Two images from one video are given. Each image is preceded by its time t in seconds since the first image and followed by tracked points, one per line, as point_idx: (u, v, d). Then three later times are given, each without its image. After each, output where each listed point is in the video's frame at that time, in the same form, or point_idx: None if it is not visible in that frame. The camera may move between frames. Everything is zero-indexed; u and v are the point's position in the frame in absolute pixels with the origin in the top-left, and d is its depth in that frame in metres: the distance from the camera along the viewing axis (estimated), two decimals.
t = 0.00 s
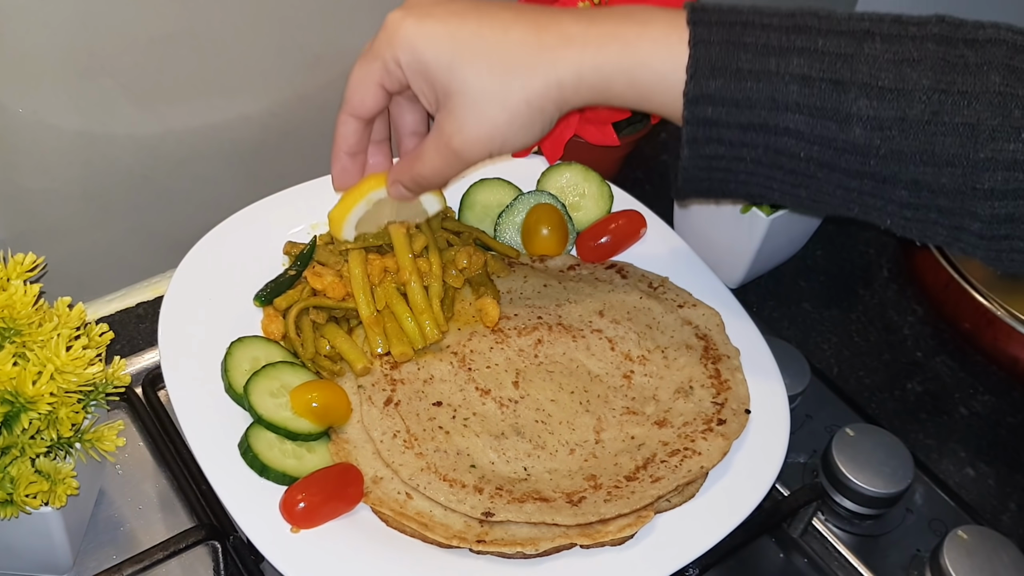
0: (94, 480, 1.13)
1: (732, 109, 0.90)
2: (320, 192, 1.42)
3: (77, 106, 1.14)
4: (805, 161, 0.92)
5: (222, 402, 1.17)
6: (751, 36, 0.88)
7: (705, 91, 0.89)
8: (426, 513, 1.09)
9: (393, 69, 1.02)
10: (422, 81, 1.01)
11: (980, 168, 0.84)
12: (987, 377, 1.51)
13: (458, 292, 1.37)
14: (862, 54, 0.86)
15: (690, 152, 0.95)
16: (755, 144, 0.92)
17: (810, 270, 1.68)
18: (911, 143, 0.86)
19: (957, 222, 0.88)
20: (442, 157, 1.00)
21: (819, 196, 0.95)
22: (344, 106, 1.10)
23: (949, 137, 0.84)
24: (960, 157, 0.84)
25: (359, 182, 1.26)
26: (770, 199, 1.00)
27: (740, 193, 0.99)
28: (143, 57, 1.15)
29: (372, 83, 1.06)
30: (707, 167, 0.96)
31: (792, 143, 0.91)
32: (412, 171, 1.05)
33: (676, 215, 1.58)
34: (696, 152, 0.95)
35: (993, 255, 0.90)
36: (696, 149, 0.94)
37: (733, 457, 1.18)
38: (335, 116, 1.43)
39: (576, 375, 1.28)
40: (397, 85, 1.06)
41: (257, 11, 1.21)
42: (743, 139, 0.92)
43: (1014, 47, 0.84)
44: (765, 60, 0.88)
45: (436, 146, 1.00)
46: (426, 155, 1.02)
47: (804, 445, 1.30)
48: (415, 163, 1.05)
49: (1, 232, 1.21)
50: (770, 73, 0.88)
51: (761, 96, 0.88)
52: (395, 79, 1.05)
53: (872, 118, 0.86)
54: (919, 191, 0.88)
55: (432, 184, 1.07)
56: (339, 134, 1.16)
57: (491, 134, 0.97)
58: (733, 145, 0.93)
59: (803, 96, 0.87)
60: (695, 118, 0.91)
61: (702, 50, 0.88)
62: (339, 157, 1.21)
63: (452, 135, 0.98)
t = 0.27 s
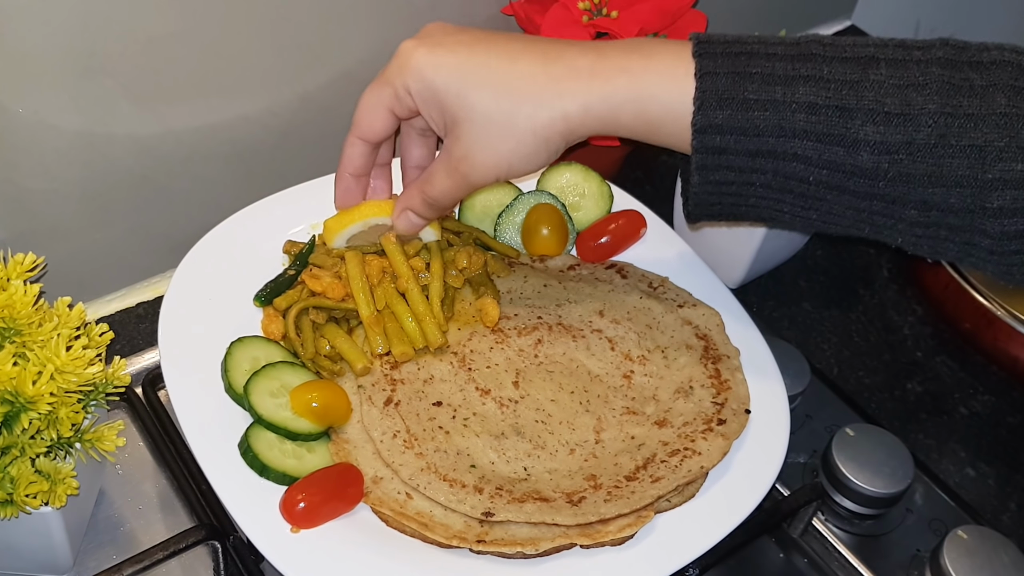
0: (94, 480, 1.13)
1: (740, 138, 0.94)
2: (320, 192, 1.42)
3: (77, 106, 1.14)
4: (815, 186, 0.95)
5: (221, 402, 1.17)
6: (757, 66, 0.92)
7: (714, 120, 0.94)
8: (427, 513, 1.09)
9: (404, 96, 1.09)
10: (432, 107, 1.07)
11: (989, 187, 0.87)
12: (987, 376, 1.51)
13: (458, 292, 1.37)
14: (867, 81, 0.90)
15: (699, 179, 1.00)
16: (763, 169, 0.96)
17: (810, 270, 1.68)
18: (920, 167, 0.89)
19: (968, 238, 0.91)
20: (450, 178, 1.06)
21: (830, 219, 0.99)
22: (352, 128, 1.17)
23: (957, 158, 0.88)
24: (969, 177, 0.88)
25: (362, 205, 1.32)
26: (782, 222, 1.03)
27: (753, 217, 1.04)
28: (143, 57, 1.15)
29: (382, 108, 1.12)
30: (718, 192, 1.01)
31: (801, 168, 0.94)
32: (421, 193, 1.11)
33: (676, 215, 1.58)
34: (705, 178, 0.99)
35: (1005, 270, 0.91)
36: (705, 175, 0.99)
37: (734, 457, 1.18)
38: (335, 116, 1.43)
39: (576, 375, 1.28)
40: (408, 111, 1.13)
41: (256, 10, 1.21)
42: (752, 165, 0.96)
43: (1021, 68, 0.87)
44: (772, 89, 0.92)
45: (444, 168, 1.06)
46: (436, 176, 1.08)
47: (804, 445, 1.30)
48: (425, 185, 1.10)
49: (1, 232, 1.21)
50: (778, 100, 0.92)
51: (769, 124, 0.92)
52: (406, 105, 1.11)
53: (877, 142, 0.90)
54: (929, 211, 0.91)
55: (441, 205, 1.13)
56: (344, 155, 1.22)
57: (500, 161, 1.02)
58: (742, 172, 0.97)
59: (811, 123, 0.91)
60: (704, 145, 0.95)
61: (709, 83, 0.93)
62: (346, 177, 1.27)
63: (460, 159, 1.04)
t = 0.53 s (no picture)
0: (94, 480, 1.13)
1: (740, 127, 0.94)
2: (319, 192, 1.42)
3: (77, 106, 1.14)
4: (814, 177, 0.96)
5: (222, 402, 1.17)
6: (758, 55, 0.93)
7: (713, 109, 0.94)
8: (427, 513, 1.09)
9: (408, 84, 1.08)
10: (434, 94, 1.06)
11: (987, 182, 0.87)
12: (987, 377, 1.51)
13: (458, 292, 1.37)
14: (868, 72, 0.89)
15: (699, 170, 1.00)
16: (762, 159, 0.97)
17: (810, 270, 1.68)
18: (919, 160, 0.89)
19: (966, 234, 0.91)
20: (448, 160, 1.07)
21: (828, 212, 0.99)
22: (362, 122, 1.15)
23: (956, 152, 0.88)
24: (967, 172, 0.88)
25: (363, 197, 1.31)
26: (780, 217, 1.04)
27: (751, 210, 1.05)
28: (143, 57, 1.15)
29: (388, 99, 1.11)
30: (716, 182, 1.02)
31: (800, 159, 0.95)
32: (417, 173, 1.11)
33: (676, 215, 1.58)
34: (703, 169, 1.00)
35: (1001, 267, 0.92)
36: (705, 165, 0.99)
37: (734, 457, 1.18)
38: (334, 116, 1.43)
39: (576, 375, 1.28)
40: (415, 100, 1.11)
41: (256, 10, 1.21)
42: (751, 155, 0.96)
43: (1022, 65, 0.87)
44: (772, 78, 0.92)
45: (442, 151, 1.07)
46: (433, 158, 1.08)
47: (804, 445, 1.30)
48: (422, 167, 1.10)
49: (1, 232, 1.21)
50: (778, 91, 0.92)
51: (768, 113, 0.93)
52: (411, 94, 1.10)
53: (876, 134, 0.90)
54: (927, 206, 0.91)
55: (438, 185, 1.13)
56: (355, 150, 1.20)
57: (495, 142, 1.03)
58: (741, 162, 0.98)
59: (811, 114, 0.91)
60: (703, 135, 0.96)
61: (710, 71, 0.93)
62: (354, 171, 1.25)
63: (456, 142, 1.04)
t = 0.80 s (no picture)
0: (94, 480, 1.13)
1: (741, 127, 0.94)
2: (319, 192, 1.42)
3: (77, 105, 1.14)
4: (815, 176, 0.96)
5: (221, 402, 1.17)
6: (758, 55, 0.93)
7: (714, 109, 0.94)
8: (427, 513, 1.09)
9: (409, 88, 1.07)
10: (435, 99, 1.06)
11: (990, 179, 0.87)
12: (987, 376, 1.51)
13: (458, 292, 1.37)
14: (869, 71, 0.90)
15: (700, 170, 1.00)
16: (763, 158, 0.97)
17: (810, 270, 1.68)
18: (921, 158, 0.89)
19: (969, 231, 0.91)
20: (451, 164, 1.07)
21: (830, 210, 0.99)
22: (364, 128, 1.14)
23: (958, 149, 0.87)
24: (970, 169, 0.88)
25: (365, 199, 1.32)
26: (783, 216, 1.04)
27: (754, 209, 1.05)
28: (144, 56, 1.15)
29: (390, 103, 1.10)
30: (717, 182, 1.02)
31: (802, 158, 0.95)
32: (421, 177, 1.12)
33: (676, 214, 1.58)
34: (705, 168, 1.00)
35: (1005, 262, 0.92)
36: (706, 165, 0.99)
37: (734, 457, 1.18)
38: (334, 116, 1.43)
39: (576, 375, 1.28)
40: (415, 103, 1.11)
41: (257, 10, 1.21)
42: (753, 154, 0.96)
43: None
44: (773, 78, 0.92)
45: (446, 156, 1.07)
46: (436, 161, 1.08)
47: (804, 445, 1.30)
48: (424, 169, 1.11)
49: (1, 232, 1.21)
50: (778, 90, 0.92)
51: (769, 113, 0.93)
52: (412, 98, 1.09)
53: (878, 134, 0.90)
54: (930, 203, 0.91)
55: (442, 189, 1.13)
56: (359, 155, 1.19)
57: (498, 145, 1.03)
58: (743, 162, 0.98)
59: (812, 113, 0.91)
60: (704, 135, 0.96)
61: (710, 71, 0.93)
62: (357, 174, 1.25)
63: (460, 146, 1.04)
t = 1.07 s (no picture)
0: (94, 480, 1.13)
1: (739, 120, 0.94)
2: (319, 192, 1.42)
3: (78, 106, 1.14)
4: (811, 173, 0.96)
5: (221, 402, 1.17)
6: (758, 49, 0.93)
7: (712, 102, 0.94)
8: (427, 513, 1.09)
9: (410, 77, 1.07)
10: (436, 88, 1.05)
11: (986, 178, 0.87)
12: (987, 377, 1.51)
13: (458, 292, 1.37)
14: (868, 67, 0.89)
15: (697, 164, 1.01)
16: (761, 154, 0.97)
17: (810, 270, 1.68)
18: (918, 156, 0.89)
19: (964, 232, 0.91)
20: (447, 154, 1.06)
21: (826, 208, 0.99)
22: (364, 117, 1.14)
23: (955, 148, 0.87)
24: (966, 168, 0.88)
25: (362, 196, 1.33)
26: (779, 214, 1.04)
27: (750, 207, 1.05)
28: (144, 56, 1.15)
29: (391, 92, 1.10)
30: (714, 178, 1.02)
31: (799, 153, 0.95)
32: (416, 167, 1.10)
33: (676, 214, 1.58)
34: (702, 163, 1.00)
35: (1000, 265, 0.92)
36: (703, 159, 0.99)
37: (734, 457, 1.18)
38: (334, 116, 1.43)
39: (576, 375, 1.28)
40: (417, 94, 1.10)
41: (256, 10, 1.21)
42: (750, 149, 0.97)
43: None
44: (772, 72, 0.92)
45: (442, 144, 1.05)
46: (432, 150, 1.07)
47: (804, 445, 1.30)
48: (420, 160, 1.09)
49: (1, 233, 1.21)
50: (777, 84, 0.92)
51: (768, 108, 0.93)
52: (413, 88, 1.09)
53: (876, 131, 0.90)
54: (925, 202, 0.92)
55: (438, 181, 1.11)
56: (357, 143, 1.19)
57: (498, 135, 1.02)
58: (740, 156, 0.98)
59: (810, 108, 0.91)
60: (702, 128, 0.96)
61: (710, 63, 0.93)
62: (355, 163, 1.24)
63: (457, 135, 1.04)
